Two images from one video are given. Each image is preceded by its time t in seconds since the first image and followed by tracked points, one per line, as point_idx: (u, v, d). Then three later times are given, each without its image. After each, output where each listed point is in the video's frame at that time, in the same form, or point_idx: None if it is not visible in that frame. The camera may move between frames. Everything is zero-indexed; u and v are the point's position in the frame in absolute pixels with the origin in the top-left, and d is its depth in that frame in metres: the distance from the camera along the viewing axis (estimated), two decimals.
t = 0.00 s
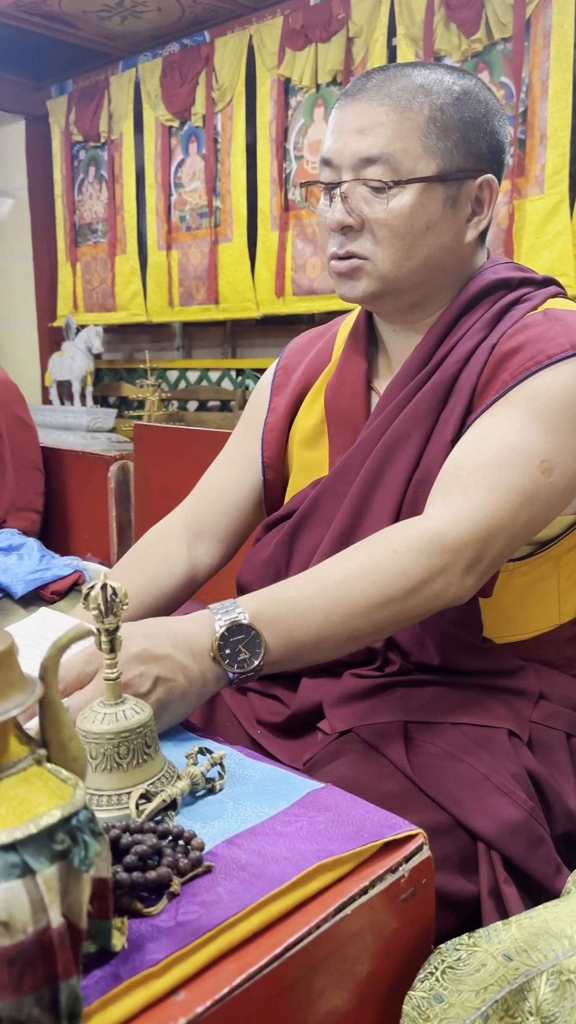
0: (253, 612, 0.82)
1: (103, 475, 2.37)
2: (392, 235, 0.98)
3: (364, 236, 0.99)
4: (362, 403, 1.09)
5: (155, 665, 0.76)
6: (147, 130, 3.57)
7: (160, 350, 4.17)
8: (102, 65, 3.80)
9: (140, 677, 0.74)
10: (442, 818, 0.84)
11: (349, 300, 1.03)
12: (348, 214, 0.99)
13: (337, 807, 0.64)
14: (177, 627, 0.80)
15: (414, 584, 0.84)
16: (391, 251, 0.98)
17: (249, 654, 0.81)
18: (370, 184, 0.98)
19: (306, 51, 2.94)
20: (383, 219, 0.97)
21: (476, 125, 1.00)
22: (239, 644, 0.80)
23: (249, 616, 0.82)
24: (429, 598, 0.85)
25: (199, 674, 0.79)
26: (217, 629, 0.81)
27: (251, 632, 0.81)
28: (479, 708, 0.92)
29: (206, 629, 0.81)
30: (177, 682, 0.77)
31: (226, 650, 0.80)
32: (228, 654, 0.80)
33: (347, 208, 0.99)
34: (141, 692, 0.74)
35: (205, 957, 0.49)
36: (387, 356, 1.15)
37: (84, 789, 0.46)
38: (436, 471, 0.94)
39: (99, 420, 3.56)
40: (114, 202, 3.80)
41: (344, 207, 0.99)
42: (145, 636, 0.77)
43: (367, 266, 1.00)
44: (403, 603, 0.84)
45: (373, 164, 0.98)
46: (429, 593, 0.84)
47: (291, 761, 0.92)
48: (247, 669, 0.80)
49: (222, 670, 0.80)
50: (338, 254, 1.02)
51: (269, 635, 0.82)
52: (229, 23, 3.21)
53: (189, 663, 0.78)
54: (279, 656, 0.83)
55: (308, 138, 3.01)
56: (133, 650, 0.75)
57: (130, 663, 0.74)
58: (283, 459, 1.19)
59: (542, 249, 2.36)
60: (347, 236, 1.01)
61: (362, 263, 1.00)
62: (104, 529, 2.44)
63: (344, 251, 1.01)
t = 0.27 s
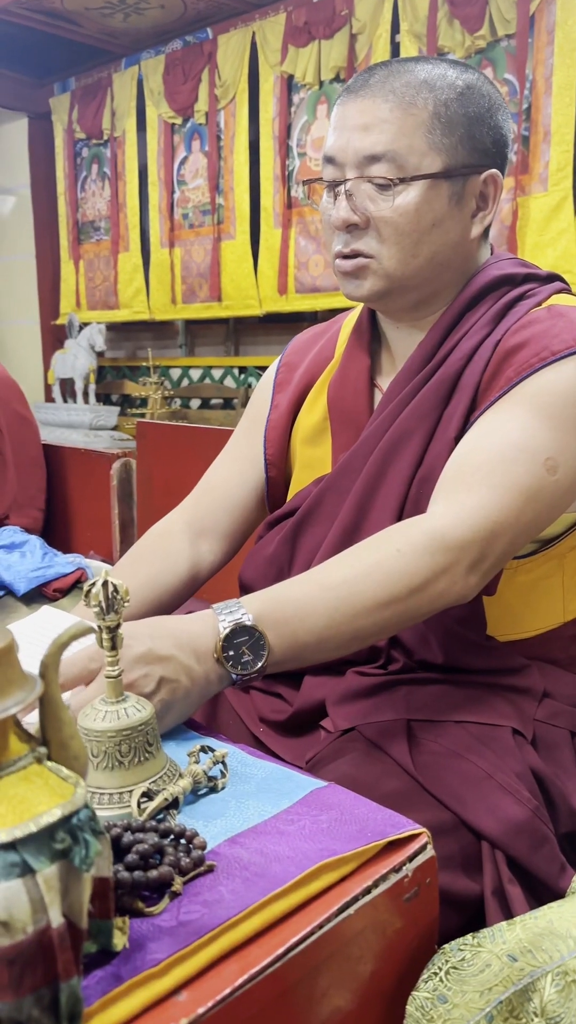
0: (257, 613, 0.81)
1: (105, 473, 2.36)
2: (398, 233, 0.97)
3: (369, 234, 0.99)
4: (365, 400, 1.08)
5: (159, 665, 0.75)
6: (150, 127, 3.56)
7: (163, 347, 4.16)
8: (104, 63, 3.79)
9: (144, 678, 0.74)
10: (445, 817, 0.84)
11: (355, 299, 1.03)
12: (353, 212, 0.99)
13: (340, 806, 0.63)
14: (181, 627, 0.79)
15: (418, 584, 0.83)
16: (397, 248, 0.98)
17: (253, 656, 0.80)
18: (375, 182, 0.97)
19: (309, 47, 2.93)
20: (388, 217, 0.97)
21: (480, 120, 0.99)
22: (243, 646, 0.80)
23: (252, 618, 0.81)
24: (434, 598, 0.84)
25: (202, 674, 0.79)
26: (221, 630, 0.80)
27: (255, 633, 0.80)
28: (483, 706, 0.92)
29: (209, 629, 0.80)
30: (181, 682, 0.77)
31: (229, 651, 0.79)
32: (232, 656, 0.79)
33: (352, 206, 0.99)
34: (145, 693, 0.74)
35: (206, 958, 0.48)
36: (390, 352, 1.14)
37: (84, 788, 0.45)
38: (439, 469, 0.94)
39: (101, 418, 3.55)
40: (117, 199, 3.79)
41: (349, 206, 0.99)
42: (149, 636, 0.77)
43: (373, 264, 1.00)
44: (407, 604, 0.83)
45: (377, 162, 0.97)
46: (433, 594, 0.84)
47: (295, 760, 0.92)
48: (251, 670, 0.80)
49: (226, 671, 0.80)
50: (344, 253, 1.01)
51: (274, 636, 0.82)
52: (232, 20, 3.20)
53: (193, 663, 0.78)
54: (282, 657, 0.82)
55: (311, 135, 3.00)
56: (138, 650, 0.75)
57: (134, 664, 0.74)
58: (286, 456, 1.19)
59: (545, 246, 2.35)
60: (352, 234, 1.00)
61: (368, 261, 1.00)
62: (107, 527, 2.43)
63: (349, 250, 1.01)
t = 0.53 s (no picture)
0: (263, 616, 0.81)
1: (108, 471, 2.36)
2: (402, 231, 0.97)
3: (373, 232, 0.98)
4: (368, 399, 1.08)
5: (165, 668, 0.74)
6: (152, 125, 3.56)
7: (165, 346, 4.16)
8: (107, 60, 3.78)
9: (151, 681, 0.73)
10: (451, 818, 0.83)
11: (359, 296, 1.02)
12: (357, 210, 0.98)
13: (345, 807, 0.62)
14: (188, 631, 0.79)
15: (425, 587, 0.83)
16: (401, 246, 0.97)
17: (258, 661, 0.80)
18: (379, 180, 0.97)
19: (312, 45, 2.92)
20: (393, 215, 0.96)
21: (485, 116, 0.99)
22: (248, 651, 0.79)
23: (258, 621, 0.81)
24: (440, 601, 0.84)
25: (208, 678, 0.78)
26: (227, 635, 0.79)
27: (260, 639, 0.80)
28: (488, 707, 0.91)
29: (215, 634, 0.80)
30: (187, 686, 0.76)
31: (235, 656, 0.79)
32: (238, 661, 0.79)
33: (356, 203, 0.98)
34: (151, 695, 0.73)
35: (210, 962, 0.48)
36: (394, 350, 1.14)
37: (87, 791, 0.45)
38: (444, 469, 0.93)
39: (104, 416, 3.55)
40: (120, 197, 3.79)
41: (353, 204, 0.98)
42: (157, 638, 0.76)
43: (377, 262, 0.99)
44: (412, 608, 0.83)
45: (381, 159, 0.96)
46: (440, 597, 0.84)
47: (298, 761, 0.91)
48: (255, 676, 0.80)
49: (230, 676, 0.80)
50: (348, 250, 1.01)
51: (279, 640, 0.81)
52: (235, 17, 3.19)
53: (198, 669, 0.77)
54: (287, 661, 0.82)
55: (314, 133, 2.99)
56: (148, 652, 0.74)
57: (140, 667, 0.73)
58: (290, 455, 1.18)
59: (549, 244, 2.34)
60: (356, 232, 1.00)
61: (371, 259, 0.99)
62: (109, 526, 2.42)
63: (353, 248, 1.00)
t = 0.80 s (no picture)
0: (274, 616, 0.80)
1: (108, 470, 2.35)
2: (403, 229, 0.96)
3: (374, 231, 0.98)
4: (369, 397, 1.07)
5: (172, 667, 0.74)
6: (153, 123, 3.55)
7: (166, 344, 4.15)
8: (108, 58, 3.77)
9: (156, 678, 0.73)
10: (452, 819, 0.83)
11: (360, 295, 1.02)
12: (358, 208, 0.97)
13: (345, 810, 0.62)
14: (199, 630, 0.78)
15: (442, 592, 0.82)
16: (403, 245, 0.97)
17: (270, 660, 0.78)
18: (380, 179, 0.96)
19: (313, 43, 2.91)
20: (395, 213, 0.96)
21: (487, 112, 0.98)
22: (260, 649, 0.78)
23: (270, 621, 0.80)
24: (457, 605, 0.83)
25: (218, 679, 0.77)
26: (239, 633, 0.78)
27: (273, 637, 0.79)
28: (489, 708, 0.91)
29: (228, 632, 0.79)
30: (194, 686, 0.75)
31: (246, 654, 0.78)
32: (249, 659, 0.78)
33: (357, 201, 0.97)
34: (155, 694, 0.73)
35: (208, 967, 0.47)
36: (395, 348, 1.13)
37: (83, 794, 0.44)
38: (448, 470, 0.92)
39: (105, 414, 3.54)
40: (121, 195, 3.78)
41: (354, 202, 0.98)
42: (165, 637, 0.76)
43: (379, 260, 0.98)
44: (428, 613, 0.82)
45: (382, 157, 0.96)
46: (458, 601, 0.83)
47: (299, 761, 0.91)
48: (268, 675, 0.78)
49: (243, 675, 0.78)
50: (349, 249, 1.00)
51: (291, 640, 0.80)
52: (236, 15, 3.18)
53: (206, 667, 0.77)
54: (301, 661, 0.81)
55: (315, 130, 2.98)
56: (153, 649, 0.74)
57: (146, 664, 0.73)
58: (290, 454, 1.17)
59: (552, 242, 2.34)
60: (358, 231, 0.99)
61: (373, 258, 0.99)
62: (109, 525, 2.42)
63: (354, 247, 0.99)
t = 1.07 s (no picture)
0: (297, 624, 0.79)
1: (108, 471, 2.35)
2: (411, 231, 0.95)
3: (381, 232, 0.97)
4: (369, 398, 1.07)
5: (187, 672, 0.73)
6: (153, 122, 3.55)
7: (166, 344, 4.15)
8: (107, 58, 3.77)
9: (169, 682, 0.72)
10: (450, 823, 0.82)
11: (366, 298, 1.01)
12: (365, 210, 0.96)
13: (341, 816, 0.62)
14: (222, 639, 0.78)
15: (469, 605, 0.81)
16: (411, 247, 0.96)
17: (293, 669, 0.77)
18: (388, 179, 0.95)
19: (312, 42, 2.90)
20: (403, 214, 0.95)
21: (490, 112, 0.97)
22: (282, 657, 0.77)
23: (293, 629, 0.79)
24: (481, 618, 0.82)
25: (234, 689, 0.76)
26: (260, 641, 0.78)
27: (295, 646, 0.78)
28: (489, 711, 0.90)
29: (250, 642, 0.78)
30: (208, 693, 0.74)
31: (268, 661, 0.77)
32: (271, 667, 0.76)
33: (364, 203, 0.96)
34: (166, 699, 0.72)
35: (203, 977, 0.47)
36: (394, 348, 1.13)
37: (76, 804, 0.44)
38: (453, 474, 0.92)
39: (106, 414, 3.53)
40: (121, 195, 3.78)
41: (361, 203, 0.97)
42: (185, 641, 0.75)
43: (386, 263, 0.98)
44: (452, 628, 0.81)
45: (389, 157, 0.95)
46: (483, 615, 0.82)
47: (297, 764, 0.91)
48: (290, 685, 0.77)
49: (264, 685, 0.77)
50: (355, 251, 0.99)
51: (314, 648, 0.78)
52: (235, 15, 3.18)
53: (223, 675, 0.75)
54: (325, 672, 0.79)
55: (315, 130, 2.98)
56: (169, 654, 0.73)
57: (160, 665, 0.73)
58: (289, 455, 1.17)
59: (551, 241, 2.33)
60: (364, 233, 0.98)
61: (380, 260, 0.98)
62: (109, 526, 2.41)
63: (361, 248, 0.98)
